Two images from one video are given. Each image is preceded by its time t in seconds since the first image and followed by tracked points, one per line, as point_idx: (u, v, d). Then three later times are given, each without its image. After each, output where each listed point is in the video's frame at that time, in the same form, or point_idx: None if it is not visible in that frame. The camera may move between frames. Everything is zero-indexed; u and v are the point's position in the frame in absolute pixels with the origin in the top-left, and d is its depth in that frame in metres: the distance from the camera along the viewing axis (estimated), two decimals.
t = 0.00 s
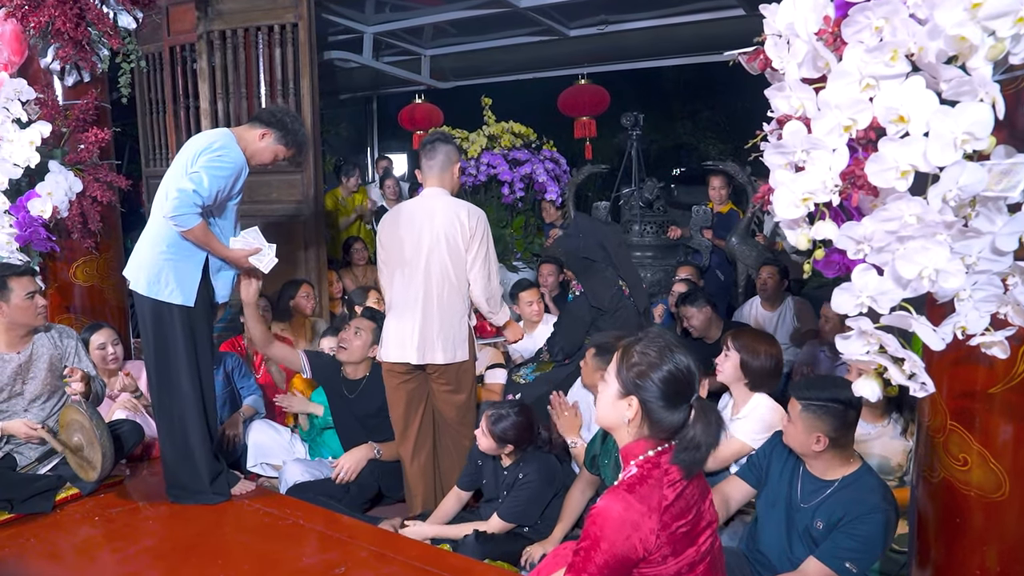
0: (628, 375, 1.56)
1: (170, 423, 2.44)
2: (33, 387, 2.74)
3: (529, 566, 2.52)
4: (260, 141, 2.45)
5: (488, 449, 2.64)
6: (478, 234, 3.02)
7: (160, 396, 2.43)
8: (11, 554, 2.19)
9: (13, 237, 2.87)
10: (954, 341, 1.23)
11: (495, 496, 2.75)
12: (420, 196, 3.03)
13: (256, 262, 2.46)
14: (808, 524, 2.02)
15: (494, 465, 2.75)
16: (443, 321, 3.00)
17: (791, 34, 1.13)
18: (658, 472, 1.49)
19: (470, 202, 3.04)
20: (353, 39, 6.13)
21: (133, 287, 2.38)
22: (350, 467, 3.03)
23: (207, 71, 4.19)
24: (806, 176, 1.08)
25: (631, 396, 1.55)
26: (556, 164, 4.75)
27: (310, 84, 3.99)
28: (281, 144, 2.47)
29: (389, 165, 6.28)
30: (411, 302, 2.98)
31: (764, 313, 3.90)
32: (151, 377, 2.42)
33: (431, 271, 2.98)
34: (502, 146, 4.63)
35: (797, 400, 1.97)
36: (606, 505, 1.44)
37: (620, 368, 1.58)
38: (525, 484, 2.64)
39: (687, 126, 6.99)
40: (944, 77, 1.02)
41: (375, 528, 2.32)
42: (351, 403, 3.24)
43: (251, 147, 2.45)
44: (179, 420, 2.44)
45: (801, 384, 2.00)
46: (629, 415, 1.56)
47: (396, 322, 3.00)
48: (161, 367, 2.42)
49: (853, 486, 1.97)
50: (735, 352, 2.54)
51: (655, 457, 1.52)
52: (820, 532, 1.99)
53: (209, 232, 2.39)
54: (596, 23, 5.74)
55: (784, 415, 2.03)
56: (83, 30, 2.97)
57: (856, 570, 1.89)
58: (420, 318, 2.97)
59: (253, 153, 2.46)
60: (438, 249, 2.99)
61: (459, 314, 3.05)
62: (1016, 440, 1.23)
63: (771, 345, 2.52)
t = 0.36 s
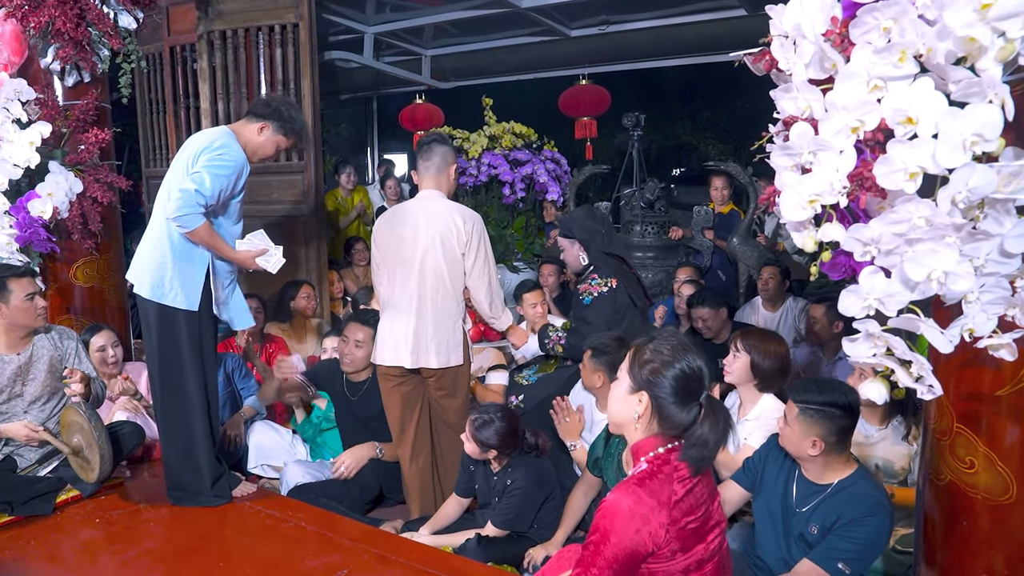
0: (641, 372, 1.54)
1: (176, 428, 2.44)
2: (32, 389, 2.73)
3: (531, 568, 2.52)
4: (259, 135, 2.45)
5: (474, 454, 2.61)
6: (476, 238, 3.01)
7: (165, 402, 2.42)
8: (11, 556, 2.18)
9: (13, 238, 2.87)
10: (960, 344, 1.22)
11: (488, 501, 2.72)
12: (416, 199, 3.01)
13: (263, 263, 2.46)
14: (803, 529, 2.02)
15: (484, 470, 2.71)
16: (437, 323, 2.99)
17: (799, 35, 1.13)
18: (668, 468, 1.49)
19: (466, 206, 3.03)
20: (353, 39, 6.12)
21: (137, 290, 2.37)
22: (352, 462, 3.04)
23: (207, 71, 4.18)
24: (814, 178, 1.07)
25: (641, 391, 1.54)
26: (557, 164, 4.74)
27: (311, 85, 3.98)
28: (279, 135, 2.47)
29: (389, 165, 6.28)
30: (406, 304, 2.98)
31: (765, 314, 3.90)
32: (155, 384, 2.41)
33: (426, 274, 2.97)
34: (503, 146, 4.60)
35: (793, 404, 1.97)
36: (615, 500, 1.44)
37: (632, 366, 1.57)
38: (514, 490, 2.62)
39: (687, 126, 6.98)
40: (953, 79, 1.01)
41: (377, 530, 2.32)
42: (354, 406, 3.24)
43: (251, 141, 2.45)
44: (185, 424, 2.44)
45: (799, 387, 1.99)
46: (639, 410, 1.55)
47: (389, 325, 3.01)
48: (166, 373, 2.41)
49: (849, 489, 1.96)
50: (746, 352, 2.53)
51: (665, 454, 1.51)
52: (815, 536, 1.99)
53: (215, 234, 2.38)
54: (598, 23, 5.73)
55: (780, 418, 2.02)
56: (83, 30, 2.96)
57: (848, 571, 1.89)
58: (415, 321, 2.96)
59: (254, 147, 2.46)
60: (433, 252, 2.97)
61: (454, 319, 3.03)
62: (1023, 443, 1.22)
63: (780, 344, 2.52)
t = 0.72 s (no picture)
0: (650, 371, 1.54)
1: (177, 432, 2.43)
2: (32, 389, 2.72)
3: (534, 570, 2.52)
4: (252, 129, 2.44)
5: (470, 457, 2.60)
6: (472, 249, 2.97)
7: (166, 406, 2.42)
8: (11, 557, 2.18)
9: (13, 238, 2.87)
10: (968, 344, 1.22)
11: (488, 503, 2.71)
12: (417, 208, 3.00)
13: (264, 263, 2.45)
14: (809, 531, 2.01)
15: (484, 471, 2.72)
16: (432, 333, 2.97)
17: (804, 34, 1.12)
18: (676, 467, 1.49)
19: (465, 216, 2.99)
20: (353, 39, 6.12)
21: (136, 291, 2.37)
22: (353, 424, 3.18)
23: (207, 71, 4.18)
24: (818, 178, 1.07)
25: (648, 389, 1.54)
26: (558, 164, 4.74)
27: (311, 84, 3.98)
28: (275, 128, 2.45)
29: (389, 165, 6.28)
30: (401, 311, 2.98)
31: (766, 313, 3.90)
32: (155, 388, 2.41)
33: (421, 284, 2.96)
34: (503, 146, 4.62)
35: (798, 405, 1.97)
36: (622, 498, 1.44)
37: (641, 365, 1.57)
38: (513, 491, 2.61)
39: (687, 126, 6.98)
40: (959, 78, 1.01)
41: (380, 531, 2.31)
42: (354, 409, 3.25)
43: (247, 134, 2.44)
44: (186, 428, 2.44)
45: (804, 389, 1.99)
46: (647, 409, 1.55)
47: (383, 338, 3.02)
48: (167, 376, 2.41)
49: (856, 491, 1.95)
50: (757, 354, 2.53)
51: (673, 453, 1.51)
52: (822, 538, 1.98)
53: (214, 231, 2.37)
54: (598, 23, 5.73)
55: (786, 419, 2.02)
56: (83, 29, 2.96)
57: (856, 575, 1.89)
58: (410, 328, 2.96)
59: (250, 140, 2.45)
60: (428, 261, 2.95)
61: (450, 328, 3.00)
62: None
63: (792, 343, 2.52)
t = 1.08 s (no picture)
0: (654, 372, 1.54)
1: (176, 432, 2.43)
2: (32, 390, 2.72)
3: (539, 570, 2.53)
4: (244, 123, 2.44)
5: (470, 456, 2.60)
6: (474, 253, 2.97)
7: (165, 407, 2.41)
8: (11, 558, 2.17)
9: (12, 237, 2.87)
10: (973, 343, 1.21)
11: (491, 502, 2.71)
12: (419, 212, 3.00)
13: (266, 260, 2.41)
14: (816, 528, 2.02)
15: (485, 471, 2.72)
16: (433, 336, 2.97)
17: (809, 32, 1.13)
18: (681, 469, 1.49)
19: (467, 220, 2.99)
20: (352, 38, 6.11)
21: (135, 293, 2.37)
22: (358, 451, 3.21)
23: (207, 70, 4.17)
24: (824, 176, 1.06)
25: (652, 390, 1.54)
26: (558, 164, 4.73)
27: (311, 83, 3.98)
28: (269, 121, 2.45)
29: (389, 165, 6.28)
30: (402, 313, 2.99)
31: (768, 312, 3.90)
32: (155, 389, 2.41)
33: (422, 288, 2.96)
34: (503, 146, 4.63)
35: (806, 404, 1.96)
36: (627, 501, 1.43)
37: (644, 365, 1.56)
38: (515, 491, 2.62)
39: (686, 126, 6.98)
40: (965, 76, 1.00)
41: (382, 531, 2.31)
42: (358, 413, 3.30)
43: (243, 130, 2.44)
44: (185, 428, 2.43)
45: (811, 388, 1.99)
46: (649, 410, 1.54)
47: (387, 339, 3.03)
48: (166, 377, 2.41)
49: (861, 490, 1.96)
50: (758, 354, 2.53)
51: (677, 454, 1.51)
52: (828, 535, 1.99)
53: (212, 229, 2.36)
54: (598, 23, 5.73)
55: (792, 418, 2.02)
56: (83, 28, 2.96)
57: (863, 571, 1.89)
58: (410, 330, 2.97)
59: (245, 135, 2.45)
60: (428, 265, 2.95)
61: (451, 331, 3.00)
62: None
63: (794, 342, 2.52)
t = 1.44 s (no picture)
0: (654, 375, 1.54)
1: (176, 433, 2.43)
2: (28, 391, 2.71)
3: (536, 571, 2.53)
4: (240, 121, 2.44)
5: (465, 452, 2.61)
6: (470, 248, 2.96)
7: (165, 407, 2.41)
8: (7, 561, 2.17)
9: (7, 238, 2.85)
10: (969, 344, 1.21)
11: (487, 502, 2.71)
12: (416, 210, 3.01)
13: (266, 258, 2.42)
14: (812, 529, 2.02)
15: (480, 472, 2.71)
16: (431, 332, 2.97)
17: (807, 34, 1.13)
18: (678, 472, 1.49)
19: (462, 215, 2.98)
20: (348, 38, 6.11)
21: (133, 293, 2.36)
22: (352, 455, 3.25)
23: (203, 70, 4.17)
24: (822, 178, 1.07)
25: (653, 394, 1.54)
26: (554, 164, 4.74)
27: (308, 84, 3.98)
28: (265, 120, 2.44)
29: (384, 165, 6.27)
30: (401, 314, 2.99)
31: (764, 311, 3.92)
32: (155, 389, 2.40)
33: (419, 284, 2.96)
34: (499, 146, 4.59)
35: (802, 404, 1.97)
36: (625, 505, 1.44)
37: (645, 369, 1.56)
38: (511, 489, 2.60)
39: (682, 126, 6.99)
40: (962, 79, 1.01)
41: (380, 533, 2.31)
42: (351, 416, 3.26)
43: (239, 127, 2.44)
44: (185, 428, 2.43)
45: (808, 388, 1.99)
46: (649, 413, 1.55)
47: (387, 336, 3.04)
48: (166, 377, 2.40)
49: (857, 489, 1.96)
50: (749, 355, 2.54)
51: (675, 457, 1.51)
52: (824, 536, 1.99)
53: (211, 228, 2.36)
54: (594, 23, 5.74)
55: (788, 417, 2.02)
56: (78, 28, 2.96)
57: (859, 573, 1.90)
58: (409, 329, 2.97)
59: (241, 132, 2.45)
60: (426, 264, 2.95)
61: (450, 328, 3.00)
62: None
63: (783, 340, 2.55)
